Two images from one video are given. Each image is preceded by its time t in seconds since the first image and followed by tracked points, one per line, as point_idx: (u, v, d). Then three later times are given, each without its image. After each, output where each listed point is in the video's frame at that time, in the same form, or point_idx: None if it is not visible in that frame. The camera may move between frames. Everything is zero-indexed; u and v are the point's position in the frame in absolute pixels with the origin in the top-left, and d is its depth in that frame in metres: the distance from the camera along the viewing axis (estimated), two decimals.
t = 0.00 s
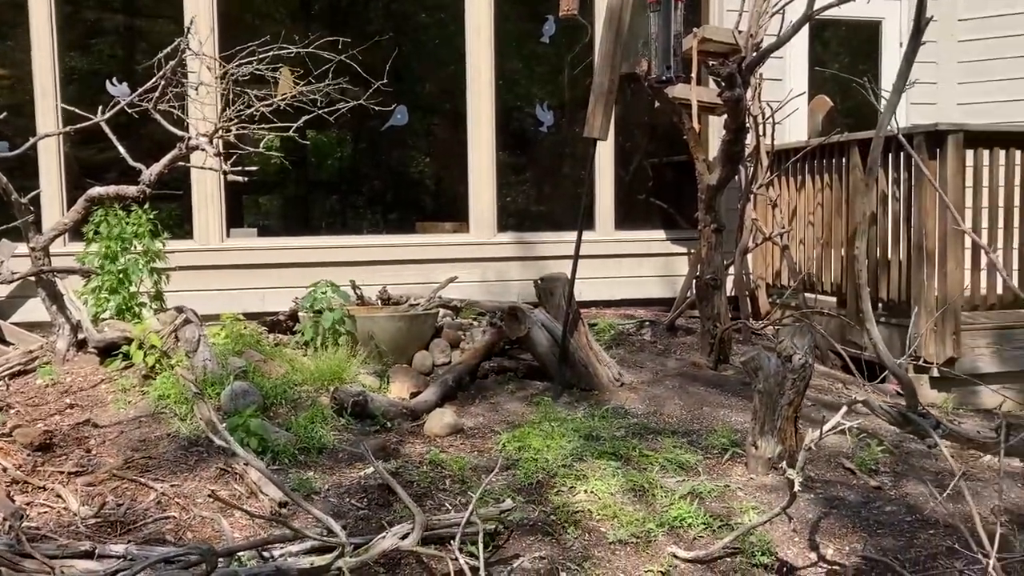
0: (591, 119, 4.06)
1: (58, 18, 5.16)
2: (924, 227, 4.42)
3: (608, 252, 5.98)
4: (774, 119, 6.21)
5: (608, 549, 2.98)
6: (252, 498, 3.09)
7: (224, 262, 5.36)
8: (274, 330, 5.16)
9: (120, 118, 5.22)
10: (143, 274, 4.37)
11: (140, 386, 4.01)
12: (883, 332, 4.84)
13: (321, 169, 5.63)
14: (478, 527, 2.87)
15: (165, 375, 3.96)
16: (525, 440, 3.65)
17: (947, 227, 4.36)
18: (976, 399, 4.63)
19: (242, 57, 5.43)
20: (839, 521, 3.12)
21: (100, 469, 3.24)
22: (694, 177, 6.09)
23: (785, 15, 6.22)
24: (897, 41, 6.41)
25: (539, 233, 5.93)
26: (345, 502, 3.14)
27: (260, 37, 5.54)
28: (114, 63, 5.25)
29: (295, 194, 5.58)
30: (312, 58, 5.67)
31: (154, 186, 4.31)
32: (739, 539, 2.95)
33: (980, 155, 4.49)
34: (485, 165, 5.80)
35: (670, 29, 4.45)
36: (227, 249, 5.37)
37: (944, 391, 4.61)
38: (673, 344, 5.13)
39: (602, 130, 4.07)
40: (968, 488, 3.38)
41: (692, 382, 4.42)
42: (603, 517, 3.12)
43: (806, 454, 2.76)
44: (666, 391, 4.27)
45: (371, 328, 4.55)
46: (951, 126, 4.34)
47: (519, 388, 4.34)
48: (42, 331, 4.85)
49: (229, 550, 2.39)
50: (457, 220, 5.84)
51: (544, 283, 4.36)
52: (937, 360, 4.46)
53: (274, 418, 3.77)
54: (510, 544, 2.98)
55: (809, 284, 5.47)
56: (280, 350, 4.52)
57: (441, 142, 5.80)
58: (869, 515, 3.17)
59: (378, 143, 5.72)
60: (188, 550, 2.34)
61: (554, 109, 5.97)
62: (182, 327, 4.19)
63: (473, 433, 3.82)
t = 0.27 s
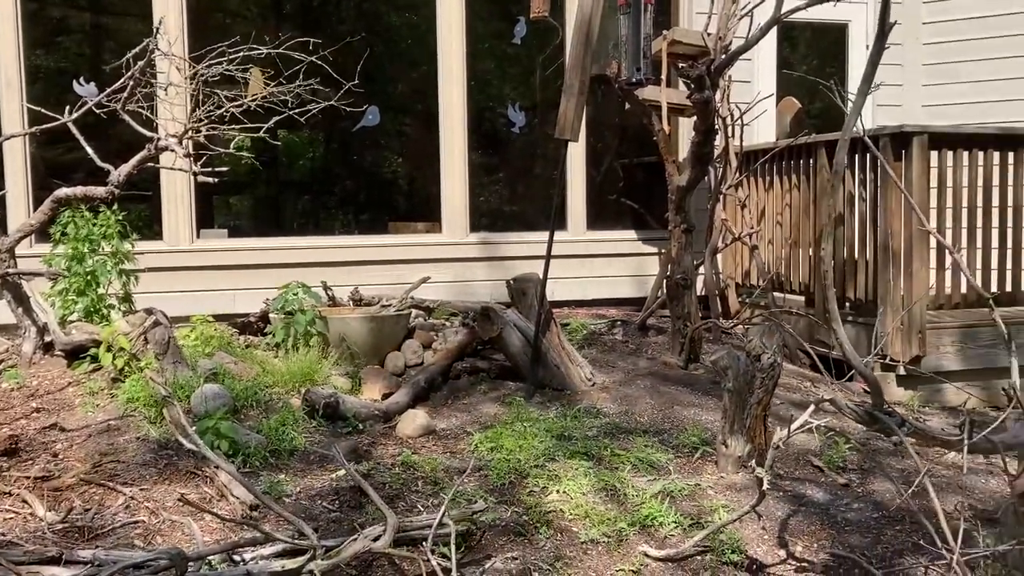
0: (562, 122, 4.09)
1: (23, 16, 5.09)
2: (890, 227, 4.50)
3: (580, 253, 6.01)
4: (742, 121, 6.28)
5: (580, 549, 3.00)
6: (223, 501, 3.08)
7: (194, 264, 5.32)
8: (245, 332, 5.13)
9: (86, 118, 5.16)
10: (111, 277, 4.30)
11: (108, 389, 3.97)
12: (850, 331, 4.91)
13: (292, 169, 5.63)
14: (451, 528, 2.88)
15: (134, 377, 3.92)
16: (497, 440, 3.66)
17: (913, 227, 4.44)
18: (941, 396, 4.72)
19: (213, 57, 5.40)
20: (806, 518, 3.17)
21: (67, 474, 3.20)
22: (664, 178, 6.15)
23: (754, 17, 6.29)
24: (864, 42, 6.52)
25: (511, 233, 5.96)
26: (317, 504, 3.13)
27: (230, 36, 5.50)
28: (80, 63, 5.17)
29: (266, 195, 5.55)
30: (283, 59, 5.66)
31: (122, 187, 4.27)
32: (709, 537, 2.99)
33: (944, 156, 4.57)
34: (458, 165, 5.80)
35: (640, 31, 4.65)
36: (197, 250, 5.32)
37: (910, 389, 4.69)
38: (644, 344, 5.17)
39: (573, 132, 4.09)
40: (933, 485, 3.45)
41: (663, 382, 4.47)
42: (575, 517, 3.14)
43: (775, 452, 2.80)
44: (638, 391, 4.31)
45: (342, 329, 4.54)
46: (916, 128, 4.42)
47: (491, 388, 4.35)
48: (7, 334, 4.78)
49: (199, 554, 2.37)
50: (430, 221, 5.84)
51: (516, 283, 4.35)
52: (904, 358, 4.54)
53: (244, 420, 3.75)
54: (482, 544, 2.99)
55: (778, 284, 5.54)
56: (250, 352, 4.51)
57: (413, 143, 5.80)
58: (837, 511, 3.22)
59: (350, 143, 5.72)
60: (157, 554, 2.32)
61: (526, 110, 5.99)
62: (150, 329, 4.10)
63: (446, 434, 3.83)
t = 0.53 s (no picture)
0: (533, 119, 4.07)
1: None
2: (857, 225, 4.55)
3: (552, 251, 6.02)
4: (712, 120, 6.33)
5: (550, 546, 2.99)
6: (190, 502, 3.04)
7: (162, 263, 5.25)
8: (213, 331, 5.08)
9: (51, 115, 5.08)
10: (76, 276, 4.26)
11: (74, 390, 3.92)
12: (819, 328, 4.96)
13: (263, 168, 5.60)
14: (421, 527, 2.86)
15: (101, 378, 3.85)
16: (469, 438, 3.65)
17: (879, 225, 4.50)
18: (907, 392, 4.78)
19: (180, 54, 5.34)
20: (775, 514, 3.19)
21: (31, 476, 3.15)
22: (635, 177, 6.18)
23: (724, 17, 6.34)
24: (833, 41, 6.57)
25: (483, 232, 5.95)
26: (286, 504, 3.11)
27: (198, 33, 5.45)
28: (44, 59, 5.10)
29: (236, 193, 5.51)
30: (251, 56, 5.66)
31: (87, 185, 4.19)
32: (679, 533, 3.00)
33: (911, 155, 4.62)
34: (430, 164, 5.75)
35: (609, 30, 4.60)
36: (165, 249, 5.25)
37: (878, 385, 4.75)
38: (616, 342, 5.19)
39: (545, 130, 4.07)
40: (900, 480, 3.49)
41: (635, 379, 4.48)
42: (547, 515, 3.14)
43: (744, 448, 2.83)
44: (610, 388, 4.32)
45: (312, 329, 4.51)
46: (883, 127, 4.47)
47: (463, 387, 4.34)
48: None
49: (165, 554, 2.34)
50: (401, 219, 5.81)
51: (488, 283, 4.35)
52: (871, 355, 4.59)
53: (212, 421, 3.70)
54: (453, 543, 2.99)
55: (748, 282, 5.58)
56: (219, 352, 4.47)
57: (384, 141, 5.77)
58: (806, 506, 3.25)
59: (321, 141, 5.70)
60: (123, 557, 2.28)
61: (498, 108, 5.98)
62: (117, 329, 4.05)
63: (417, 433, 3.82)
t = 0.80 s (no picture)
0: (505, 118, 4.07)
1: None
2: (827, 223, 4.60)
3: (525, 249, 6.03)
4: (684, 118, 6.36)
5: (522, 543, 3.00)
6: (159, 502, 3.02)
7: (131, 261, 5.19)
8: (184, 330, 5.04)
9: (17, 112, 5.01)
10: (42, 275, 4.18)
11: (40, 390, 3.88)
12: (789, 324, 5.02)
13: (235, 166, 5.50)
14: (392, 524, 2.86)
15: (67, 380, 3.77)
16: (441, 436, 3.65)
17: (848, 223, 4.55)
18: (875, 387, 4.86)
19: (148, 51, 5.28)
20: (745, 508, 3.23)
21: None
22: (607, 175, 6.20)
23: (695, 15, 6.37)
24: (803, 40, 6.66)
25: (455, 230, 5.94)
26: (257, 503, 3.09)
27: (167, 29, 5.40)
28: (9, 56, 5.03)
29: (207, 191, 5.44)
30: (220, 53, 5.58)
31: (54, 182, 4.11)
32: (650, 529, 3.02)
33: (879, 153, 4.68)
34: (401, 161, 5.75)
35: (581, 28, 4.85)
36: (135, 247, 5.19)
37: (847, 381, 4.81)
38: (589, 340, 5.21)
39: (516, 128, 4.07)
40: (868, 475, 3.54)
41: (607, 376, 4.50)
42: (519, 511, 3.15)
43: (712, 443, 2.89)
44: (582, 385, 4.34)
45: (283, 328, 4.48)
46: (851, 126, 4.53)
47: (435, 385, 4.34)
48: None
49: (134, 555, 2.30)
50: (374, 217, 5.79)
51: (461, 281, 4.36)
52: (840, 351, 4.65)
53: (182, 419, 3.67)
54: (425, 540, 2.98)
55: (719, 279, 5.63)
56: (189, 351, 4.43)
57: (356, 139, 5.74)
58: (775, 501, 3.29)
59: (293, 138, 5.63)
60: (90, 557, 2.25)
61: (471, 106, 5.97)
62: (85, 328, 4.00)
63: (389, 431, 3.81)
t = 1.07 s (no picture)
0: (479, 114, 4.07)
1: None
2: (799, 220, 4.65)
3: (501, 246, 6.03)
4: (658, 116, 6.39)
5: (496, 538, 3.01)
6: (131, 500, 2.99)
7: (103, 259, 5.14)
8: (157, 329, 5.00)
9: None
10: (11, 272, 4.13)
11: (10, 389, 3.85)
12: (762, 320, 5.07)
13: (209, 163, 5.49)
14: (366, 520, 2.85)
15: (37, 378, 3.73)
16: (416, 433, 3.64)
17: (819, 220, 4.60)
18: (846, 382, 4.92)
19: (119, 46, 5.22)
20: (718, 502, 3.26)
21: None
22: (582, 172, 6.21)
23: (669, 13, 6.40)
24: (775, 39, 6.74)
25: (431, 226, 5.93)
26: (230, 501, 3.07)
27: (137, 24, 5.34)
28: None
29: (181, 189, 5.41)
30: (192, 49, 5.53)
31: (22, 178, 4.05)
32: (624, 523, 3.03)
33: (850, 150, 4.73)
34: (376, 158, 5.72)
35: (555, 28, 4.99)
36: (106, 245, 5.14)
37: (819, 376, 4.87)
38: (564, 337, 5.22)
39: (491, 124, 4.08)
40: (838, 468, 3.58)
41: (582, 372, 4.52)
42: (493, 507, 3.16)
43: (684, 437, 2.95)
44: (557, 381, 4.36)
45: (257, 325, 4.45)
46: (823, 124, 4.57)
47: (410, 381, 4.34)
48: None
49: (103, 554, 2.27)
50: (349, 214, 5.77)
51: (436, 279, 4.31)
52: (812, 346, 4.70)
53: (154, 417, 3.65)
54: (400, 536, 2.98)
55: (693, 276, 5.67)
56: (161, 349, 4.39)
57: (330, 136, 5.71)
58: (747, 495, 3.32)
59: (268, 136, 5.64)
60: (59, 556, 2.22)
61: (446, 103, 5.97)
62: (54, 326, 3.90)
63: (364, 428, 3.81)
